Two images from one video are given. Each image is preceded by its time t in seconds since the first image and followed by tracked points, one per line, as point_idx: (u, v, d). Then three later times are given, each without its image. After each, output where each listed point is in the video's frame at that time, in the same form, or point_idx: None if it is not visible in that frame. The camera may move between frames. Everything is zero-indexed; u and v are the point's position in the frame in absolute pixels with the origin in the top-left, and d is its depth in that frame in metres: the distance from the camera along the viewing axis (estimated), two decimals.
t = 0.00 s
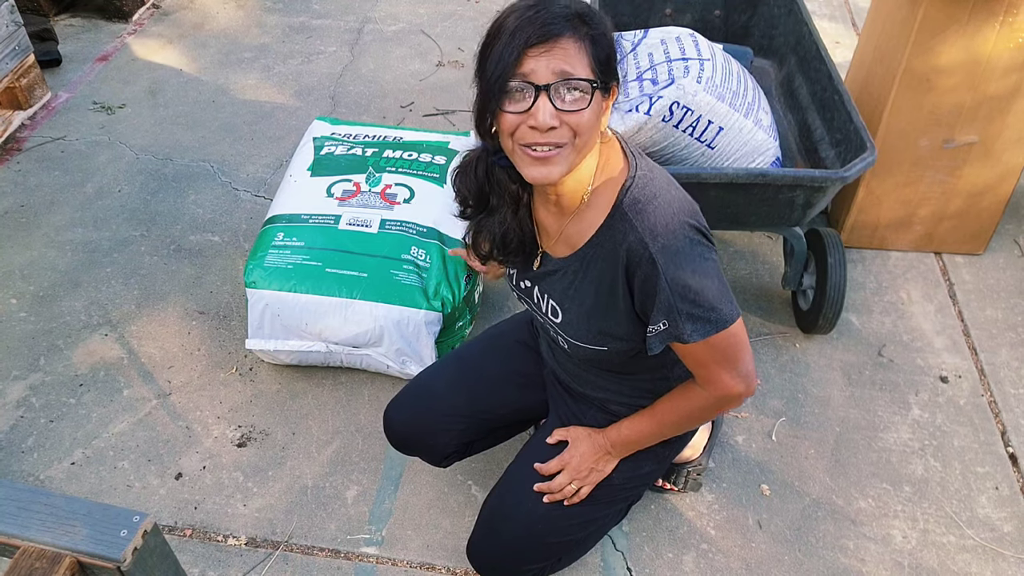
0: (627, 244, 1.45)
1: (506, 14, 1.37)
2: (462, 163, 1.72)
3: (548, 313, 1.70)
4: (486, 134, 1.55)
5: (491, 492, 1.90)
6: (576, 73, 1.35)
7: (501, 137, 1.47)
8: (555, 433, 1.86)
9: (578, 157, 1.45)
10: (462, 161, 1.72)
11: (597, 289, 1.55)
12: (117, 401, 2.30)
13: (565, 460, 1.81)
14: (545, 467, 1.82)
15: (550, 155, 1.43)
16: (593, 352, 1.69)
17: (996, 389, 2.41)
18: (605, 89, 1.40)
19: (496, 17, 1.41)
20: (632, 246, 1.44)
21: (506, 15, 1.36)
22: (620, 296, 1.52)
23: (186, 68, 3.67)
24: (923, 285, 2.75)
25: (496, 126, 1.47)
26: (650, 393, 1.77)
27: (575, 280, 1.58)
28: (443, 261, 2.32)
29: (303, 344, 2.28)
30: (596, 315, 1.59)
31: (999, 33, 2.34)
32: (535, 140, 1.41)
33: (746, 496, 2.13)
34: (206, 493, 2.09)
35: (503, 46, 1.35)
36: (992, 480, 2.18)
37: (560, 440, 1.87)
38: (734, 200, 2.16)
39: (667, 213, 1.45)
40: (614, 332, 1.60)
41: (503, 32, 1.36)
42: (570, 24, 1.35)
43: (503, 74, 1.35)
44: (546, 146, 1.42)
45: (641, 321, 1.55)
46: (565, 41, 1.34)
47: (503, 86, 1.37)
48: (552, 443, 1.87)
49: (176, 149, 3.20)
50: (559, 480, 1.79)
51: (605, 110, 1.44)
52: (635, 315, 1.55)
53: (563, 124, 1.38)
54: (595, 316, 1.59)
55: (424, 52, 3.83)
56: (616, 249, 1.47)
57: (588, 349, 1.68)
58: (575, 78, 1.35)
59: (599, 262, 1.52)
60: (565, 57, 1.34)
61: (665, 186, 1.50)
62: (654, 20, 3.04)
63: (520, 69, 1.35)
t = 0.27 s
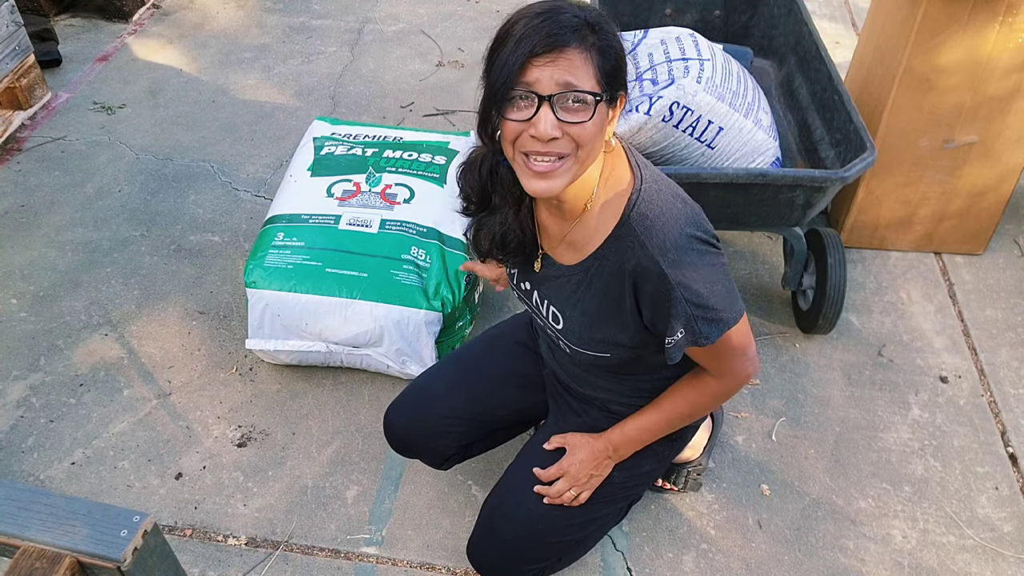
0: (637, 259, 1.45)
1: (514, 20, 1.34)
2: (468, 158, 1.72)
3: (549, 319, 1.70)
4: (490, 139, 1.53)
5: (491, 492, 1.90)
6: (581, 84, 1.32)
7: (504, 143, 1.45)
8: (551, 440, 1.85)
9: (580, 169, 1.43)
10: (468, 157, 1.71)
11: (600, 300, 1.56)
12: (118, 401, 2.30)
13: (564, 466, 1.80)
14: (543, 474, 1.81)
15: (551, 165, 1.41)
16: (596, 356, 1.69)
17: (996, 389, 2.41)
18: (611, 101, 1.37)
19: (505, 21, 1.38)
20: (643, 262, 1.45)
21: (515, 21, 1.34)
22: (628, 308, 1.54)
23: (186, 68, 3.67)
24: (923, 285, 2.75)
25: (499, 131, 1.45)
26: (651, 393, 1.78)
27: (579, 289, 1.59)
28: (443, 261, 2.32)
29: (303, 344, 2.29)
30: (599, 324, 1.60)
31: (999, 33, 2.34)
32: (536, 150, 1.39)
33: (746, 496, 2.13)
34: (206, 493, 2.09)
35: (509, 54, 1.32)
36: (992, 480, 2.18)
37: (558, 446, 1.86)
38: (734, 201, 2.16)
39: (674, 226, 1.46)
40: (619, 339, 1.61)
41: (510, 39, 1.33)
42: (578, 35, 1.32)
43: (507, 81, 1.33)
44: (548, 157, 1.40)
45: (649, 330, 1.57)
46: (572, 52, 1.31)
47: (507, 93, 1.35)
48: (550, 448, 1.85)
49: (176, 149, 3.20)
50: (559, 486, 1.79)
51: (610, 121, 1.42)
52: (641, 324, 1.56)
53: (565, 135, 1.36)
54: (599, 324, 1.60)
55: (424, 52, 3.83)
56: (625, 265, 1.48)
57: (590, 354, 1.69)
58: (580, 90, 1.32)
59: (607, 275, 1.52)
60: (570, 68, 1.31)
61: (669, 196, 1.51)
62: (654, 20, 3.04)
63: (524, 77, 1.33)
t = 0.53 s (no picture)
0: (637, 261, 1.45)
1: (530, 18, 1.33)
2: (468, 156, 1.72)
3: (548, 318, 1.70)
4: (497, 135, 1.52)
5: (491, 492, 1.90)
6: (596, 85, 1.32)
7: (513, 140, 1.44)
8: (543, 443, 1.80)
9: (588, 169, 1.43)
10: (469, 156, 1.71)
11: (600, 301, 1.56)
12: (117, 401, 2.30)
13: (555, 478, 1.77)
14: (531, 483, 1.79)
15: (561, 165, 1.41)
16: (596, 357, 1.69)
17: (996, 389, 2.41)
18: (622, 103, 1.38)
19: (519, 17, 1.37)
20: (643, 263, 1.45)
21: (530, 18, 1.33)
22: (627, 309, 1.54)
23: (186, 68, 3.67)
24: (923, 285, 2.75)
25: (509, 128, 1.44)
26: (651, 393, 1.78)
27: (579, 290, 1.59)
28: (443, 261, 2.32)
29: (303, 344, 2.29)
30: (599, 325, 1.60)
31: (999, 33, 2.34)
32: (547, 148, 1.38)
33: (746, 496, 2.13)
34: (206, 493, 2.09)
35: (525, 51, 1.31)
36: (992, 480, 2.18)
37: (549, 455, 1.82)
38: (734, 200, 2.16)
39: (675, 228, 1.46)
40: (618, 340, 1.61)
41: (526, 36, 1.32)
42: (594, 36, 1.31)
43: (522, 79, 1.32)
44: (558, 156, 1.40)
45: (648, 331, 1.57)
46: (588, 52, 1.31)
47: (521, 91, 1.34)
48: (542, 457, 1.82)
49: (176, 149, 3.20)
50: (546, 498, 1.78)
51: (619, 123, 1.42)
52: (640, 326, 1.56)
53: (577, 136, 1.36)
54: (599, 325, 1.60)
55: (424, 52, 3.83)
56: (624, 266, 1.48)
57: (589, 354, 1.70)
58: (595, 91, 1.32)
59: (606, 276, 1.52)
60: (586, 68, 1.31)
61: (670, 197, 1.51)
62: (653, 20, 3.04)
63: (540, 76, 1.32)
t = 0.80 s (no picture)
0: (637, 258, 1.46)
1: (531, 14, 1.34)
2: (468, 155, 1.71)
3: (549, 316, 1.70)
4: (497, 132, 1.52)
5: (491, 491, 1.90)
6: (597, 80, 1.32)
7: (513, 137, 1.43)
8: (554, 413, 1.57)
9: (588, 166, 1.42)
10: (470, 153, 1.71)
11: (601, 299, 1.56)
12: (117, 401, 2.30)
13: (549, 453, 1.62)
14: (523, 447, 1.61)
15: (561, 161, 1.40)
16: (596, 356, 1.69)
17: (996, 389, 2.41)
18: (623, 100, 1.38)
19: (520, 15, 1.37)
20: (643, 260, 1.45)
21: (532, 14, 1.33)
22: (627, 307, 1.54)
23: (186, 68, 3.67)
24: (923, 285, 2.75)
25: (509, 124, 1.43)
26: (650, 392, 1.78)
27: (579, 289, 1.59)
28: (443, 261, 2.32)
29: (303, 344, 2.29)
30: (599, 324, 1.60)
31: (999, 33, 2.34)
32: (547, 144, 1.37)
33: (746, 496, 2.13)
34: (206, 493, 2.09)
35: (526, 46, 1.31)
36: (992, 480, 2.18)
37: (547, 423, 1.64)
38: (734, 200, 2.16)
39: (675, 226, 1.46)
40: (618, 339, 1.61)
41: (527, 31, 1.32)
42: (595, 32, 1.32)
43: (523, 73, 1.32)
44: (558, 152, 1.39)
45: (648, 330, 1.57)
46: (589, 47, 1.31)
47: (522, 86, 1.33)
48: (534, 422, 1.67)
49: (176, 149, 3.20)
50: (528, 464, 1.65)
51: (619, 120, 1.42)
52: (640, 325, 1.57)
53: (578, 131, 1.35)
54: (599, 324, 1.60)
55: (424, 52, 3.83)
56: (625, 264, 1.48)
57: (589, 354, 1.70)
58: (596, 86, 1.32)
59: (606, 274, 1.52)
60: (587, 63, 1.31)
61: (670, 195, 1.51)
62: (653, 20, 3.04)
63: (541, 70, 1.32)
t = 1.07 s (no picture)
0: (636, 257, 1.46)
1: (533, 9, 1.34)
2: (468, 154, 1.72)
3: (547, 316, 1.70)
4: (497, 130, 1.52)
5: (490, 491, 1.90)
6: (597, 74, 1.32)
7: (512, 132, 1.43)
8: (588, 379, 1.38)
9: (586, 163, 1.41)
10: (470, 152, 1.71)
11: (599, 299, 1.56)
12: (117, 401, 2.30)
13: (566, 417, 1.43)
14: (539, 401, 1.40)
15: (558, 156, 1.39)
16: (594, 355, 1.69)
17: (996, 389, 2.41)
18: (622, 98, 1.38)
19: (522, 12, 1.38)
20: (642, 260, 1.45)
21: (534, 9, 1.34)
22: (625, 307, 1.54)
23: (186, 68, 3.67)
24: (923, 285, 2.75)
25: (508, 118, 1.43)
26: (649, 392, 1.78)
27: (577, 288, 1.59)
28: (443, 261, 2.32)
29: (303, 344, 2.29)
30: (597, 323, 1.61)
31: (999, 33, 2.34)
32: (545, 137, 1.36)
33: (746, 496, 2.13)
34: (206, 493, 2.09)
35: (527, 39, 1.32)
36: (992, 480, 2.18)
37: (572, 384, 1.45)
38: (734, 200, 2.16)
39: (674, 225, 1.46)
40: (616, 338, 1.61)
41: (529, 25, 1.33)
42: (597, 27, 1.32)
43: (524, 65, 1.32)
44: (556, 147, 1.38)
45: (645, 329, 1.57)
46: (591, 42, 1.31)
47: (522, 77, 1.33)
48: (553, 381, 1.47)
49: (176, 149, 3.20)
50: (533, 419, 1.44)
51: (618, 119, 1.41)
52: (638, 324, 1.57)
53: (576, 126, 1.34)
54: (597, 324, 1.61)
55: (424, 52, 3.83)
56: (623, 263, 1.48)
57: (587, 353, 1.70)
58: (596, 81, 1.32)
59: (605, 273, 1.52)
60: (587, 57, 1.31)
61: (670, 195, 1.51)
62: (653, 20, 3.04)
63: (542, 63, 1.32)
